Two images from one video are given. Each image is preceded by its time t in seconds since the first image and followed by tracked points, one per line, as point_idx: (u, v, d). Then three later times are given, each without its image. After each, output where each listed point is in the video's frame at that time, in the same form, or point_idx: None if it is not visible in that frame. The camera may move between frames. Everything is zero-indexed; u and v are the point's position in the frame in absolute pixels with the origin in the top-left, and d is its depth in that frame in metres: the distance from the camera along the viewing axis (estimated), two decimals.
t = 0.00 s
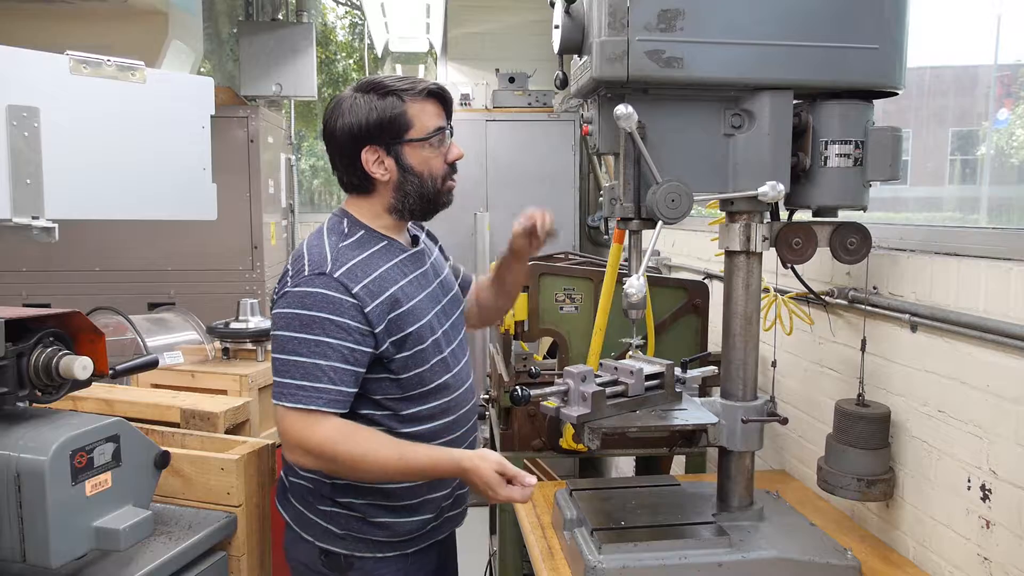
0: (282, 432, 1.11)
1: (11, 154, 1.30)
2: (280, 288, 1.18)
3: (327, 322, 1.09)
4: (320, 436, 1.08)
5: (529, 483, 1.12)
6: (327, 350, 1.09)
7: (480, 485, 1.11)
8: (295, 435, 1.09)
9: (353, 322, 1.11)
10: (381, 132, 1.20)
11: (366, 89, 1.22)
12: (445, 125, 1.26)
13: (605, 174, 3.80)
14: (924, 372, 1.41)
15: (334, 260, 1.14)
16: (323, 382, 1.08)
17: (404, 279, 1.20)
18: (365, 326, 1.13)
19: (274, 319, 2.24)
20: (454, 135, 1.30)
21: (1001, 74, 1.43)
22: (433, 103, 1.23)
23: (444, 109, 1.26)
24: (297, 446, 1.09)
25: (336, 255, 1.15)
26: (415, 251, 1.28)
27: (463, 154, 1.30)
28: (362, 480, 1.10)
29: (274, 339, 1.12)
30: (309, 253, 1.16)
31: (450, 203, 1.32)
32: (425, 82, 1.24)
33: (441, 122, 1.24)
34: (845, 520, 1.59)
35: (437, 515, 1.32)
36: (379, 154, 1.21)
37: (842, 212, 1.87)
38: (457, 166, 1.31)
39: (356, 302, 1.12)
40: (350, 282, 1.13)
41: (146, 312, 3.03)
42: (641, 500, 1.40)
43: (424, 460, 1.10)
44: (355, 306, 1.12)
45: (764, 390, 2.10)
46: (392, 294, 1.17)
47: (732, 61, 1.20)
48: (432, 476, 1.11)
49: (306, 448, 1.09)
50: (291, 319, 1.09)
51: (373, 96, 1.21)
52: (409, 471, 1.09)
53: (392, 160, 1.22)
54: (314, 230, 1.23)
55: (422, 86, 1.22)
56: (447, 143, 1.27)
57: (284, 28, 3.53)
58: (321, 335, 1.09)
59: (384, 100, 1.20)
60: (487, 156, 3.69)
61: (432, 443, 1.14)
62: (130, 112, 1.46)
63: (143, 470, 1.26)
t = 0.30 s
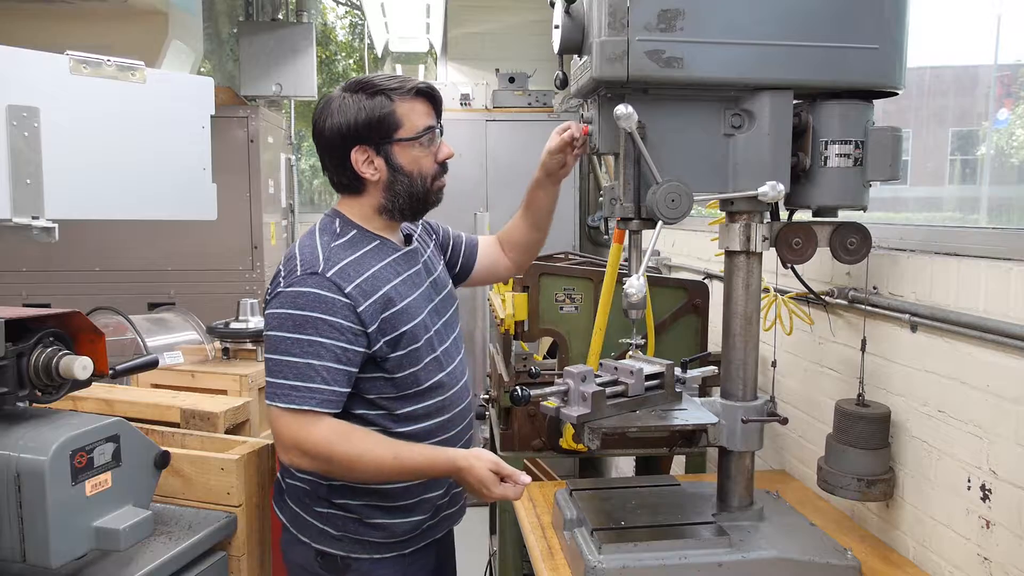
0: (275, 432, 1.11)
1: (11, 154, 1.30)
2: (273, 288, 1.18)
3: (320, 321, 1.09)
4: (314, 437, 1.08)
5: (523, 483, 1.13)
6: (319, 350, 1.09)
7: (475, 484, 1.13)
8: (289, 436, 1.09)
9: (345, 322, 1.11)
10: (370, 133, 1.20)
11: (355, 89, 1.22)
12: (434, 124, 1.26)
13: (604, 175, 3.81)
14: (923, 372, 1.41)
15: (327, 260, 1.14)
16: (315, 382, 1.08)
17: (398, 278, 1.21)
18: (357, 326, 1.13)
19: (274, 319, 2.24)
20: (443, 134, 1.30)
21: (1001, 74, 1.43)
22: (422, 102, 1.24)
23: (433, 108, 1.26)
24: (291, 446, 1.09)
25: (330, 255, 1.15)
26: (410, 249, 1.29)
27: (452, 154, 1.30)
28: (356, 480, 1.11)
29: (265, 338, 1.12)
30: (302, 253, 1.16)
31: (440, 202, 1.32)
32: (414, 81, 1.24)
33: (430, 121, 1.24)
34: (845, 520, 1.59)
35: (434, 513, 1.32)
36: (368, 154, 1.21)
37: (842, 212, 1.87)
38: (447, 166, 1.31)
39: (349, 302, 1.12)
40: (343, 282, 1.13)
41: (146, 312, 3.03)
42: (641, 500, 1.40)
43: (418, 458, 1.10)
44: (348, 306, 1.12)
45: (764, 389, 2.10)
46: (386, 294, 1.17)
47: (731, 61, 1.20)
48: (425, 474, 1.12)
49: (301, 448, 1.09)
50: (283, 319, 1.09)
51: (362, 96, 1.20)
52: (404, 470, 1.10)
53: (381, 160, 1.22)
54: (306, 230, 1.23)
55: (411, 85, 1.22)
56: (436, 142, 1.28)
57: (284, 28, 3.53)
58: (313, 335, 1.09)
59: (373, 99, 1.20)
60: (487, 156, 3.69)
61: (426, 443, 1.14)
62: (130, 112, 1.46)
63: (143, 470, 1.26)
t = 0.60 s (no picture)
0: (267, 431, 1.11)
1: (11, 154, 1.30)
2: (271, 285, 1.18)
3: (315, 321, 1.09)
4: (305, 437, 1.08)
5: (512, 492, 1.12)
6: (313, 349, 1.09)
7: (463, 491, 1.11)
8: (281, 435, 1.09)
9: (340, 322, 1.11)
10: (373, 134, 1.20)
11: (360, 89, 1.22)
12: (438, 127, 1.26)
13: (604, 174, 3.81)
14: (924, 372, 1.41)
15: (324, 259, 1.14)
16: (309, 381, 1.08)
17: (396, 279, 1.20)
18: (353, 326, 1.13)
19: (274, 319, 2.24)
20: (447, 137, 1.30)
21: (1001, 73, 1.43)
22: (426, 105, 1.23)
23: (437, 111, 1.26)
24: (283, 445, 1.10)
25: (327, 254, 1.15)
26: (410, 249, 1.29)
27: (455, 158, 1.30)
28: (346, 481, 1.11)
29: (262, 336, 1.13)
30: (300, 251, 1.16)
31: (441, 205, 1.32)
32: (419, 83, 1.24)
33: (434, 125, 1.24)
34: (845, 520, 1.59)
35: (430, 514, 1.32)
36: (370, 155, 1.22)
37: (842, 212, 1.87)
38: (449, 170, 1.31)
39: (344, 303, 1.12)
40: (339, 282, 1.12)
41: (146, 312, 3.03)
42: (640, 500, 1.40)
43: (410, 461, 1.10)
44: (343, 307, 1.12)
45: (764, 389, 2.10)
46: (382, 295, 1.17)
47: (732, 61, 1.20)
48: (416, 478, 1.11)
49: (291, 448, 1.09)
50: (279, 317, 1.09)
51: (367, 97, 1.20)
52: (394, 473, 1.10)
53: (383, 162, 1.22)
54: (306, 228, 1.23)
55: (416, 88, 1.22)
56: (440, 146, 1.28)
57: (284, 28, 3.53)
58: (308, 334, 1.09)
59: (377, 101, 1.20)
60: (487, 156, 3.69)
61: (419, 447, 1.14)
62: (130, 112, 1.47)
63: (143, 470, 1.26)
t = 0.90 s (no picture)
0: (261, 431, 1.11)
1: (11, 154, 1.30)
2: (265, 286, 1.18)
3: (308, 322, 1.09)
4: (299, 437, 1.08)
5: (507, 488, 1.14)
6: (306, 350, 1.09)
7: (458, 488, 1.12)
8: (275, 435, 1.09)
9: (333, 322, 1.11)
10: (370, 134, 1.20)
11: (361, 89, 1.22)
12: (437, 132, 1.25)
13: (604, 175, 3.81)
14: (924, 373, 1.41)
15: (318, 260, 1.14)
16: (301, 381, 1.08)
17: (390, 279, 1.21)
18: (346, 327, 1.13)
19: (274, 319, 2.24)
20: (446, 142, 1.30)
21: (1001, 73, 1.43)
22: (426, 108, 1.23)
23: (438, 115, 1.26)
24: (277, 446, 1.10)
25: (322, 255, 1.15)
26: (405, 249, 1.29)
27: (452, 163, 1.30)
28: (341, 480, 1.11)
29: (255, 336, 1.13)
30: (294, 251, 1.16)
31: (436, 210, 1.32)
32: (420, 86, 1.23)
33: (433, 129, 1.24)
34: (845, 520, 1.59)
35: (428, 514, 1.32)
36: (366, 155, 1.22)
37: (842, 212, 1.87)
38: (446, 175, 1.31)
39: (337, 304, 1.12)
40: (332, 283, 1.13)
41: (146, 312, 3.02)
42: (640, 500, 1.40)
43: (403, 459, 1.11)
44: (336, 307, 1.12)
45: (764, 389, 2.10)
46: (375, 295, 1.17)
47: (732, 61, 1.20)
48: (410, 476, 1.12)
49: (286, 448, 1.09)
50: (272, 317, 1.10)
51: (367, 97, 1.20)
52: (388, 471, 1.10)
53: (379, 163, 1.22)
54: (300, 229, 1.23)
55: (417, 92, 1.22)
56: (438, 150, 1.27)
57: (284, 28, 3.53)
58: (301, 335, 1.09)
59: (376, 102, 1.20)
60: (488, 155, 3.69)
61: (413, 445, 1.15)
62: (130, 112, 1.47)
63: (143, 470, 1.26)
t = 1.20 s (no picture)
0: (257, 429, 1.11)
1: (11, 154, 1.30)
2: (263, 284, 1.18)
3: (305, 320, 1.09)
4: (294, 435, 1.08)
5: (501, 488, 1.14)
6: (302, 348, 1.09)
7: (453, 487, 1.12)
8: (270, 433, 1.10)
9: (330, 321, 1.11)
10: (371, 135, 1.20)
11: (363, 89, 1.22)
12: (438, 133, 1.25)
13: (604, 175, 3.81)
14: (924, 373, 1.41)
15: (314, 259, 1.14)
16: (298, 380, 1.08)
17: (388, 279, 1.21)
18: (343, 326, 1.13)
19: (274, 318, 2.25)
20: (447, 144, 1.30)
21: (1001, 73, 1.43)
22: (427, 110, 1.23)
23: (439, 117, 1.26)
24: (272, 443, 1.10)
25: (319, 254, 1.15)
26: (404, 249, 1.29)
27: (452, 165, 1.30)
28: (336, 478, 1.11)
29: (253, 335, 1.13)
30: (292, 250, 1.16)
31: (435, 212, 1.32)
32: (421, 88, 1.23)
33: (433, 131, 1.24)
34: (845, 520, 1.59)
35: (428, 514, 1.32)
36: (366, 155, 1.22)
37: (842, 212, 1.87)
38: (446, 177, 1.31)
39: (334, 302, 1.12)
40: (329, 282, 1.13)
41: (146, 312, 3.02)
42: (640, 500, 1.40)
43: (398, 459, 1.11)
44: (333, 306, 1.12)
45: (764, 389, 2.10)
46: (372, 294, 1.17)
47: (732, 61, 1.20)
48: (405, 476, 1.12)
49: (281, 446, 1.09)
50: (269, 316, 1.10)
51: (368, 97, 1.20)
52: (384, 470, 1.10)
53: (378, 163, 1.22)
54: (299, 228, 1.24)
55: (418, 93, 1.22)
56: (438, 152, 1.27)
57: (284, 28, 3.53)
58: (297, 333, 1.09)
59: (378, 102, 1.20)
60: (488, 155, 3.69)
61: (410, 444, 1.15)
62: (130, 111, 1.47)
63: (143, 470, 1.26)
